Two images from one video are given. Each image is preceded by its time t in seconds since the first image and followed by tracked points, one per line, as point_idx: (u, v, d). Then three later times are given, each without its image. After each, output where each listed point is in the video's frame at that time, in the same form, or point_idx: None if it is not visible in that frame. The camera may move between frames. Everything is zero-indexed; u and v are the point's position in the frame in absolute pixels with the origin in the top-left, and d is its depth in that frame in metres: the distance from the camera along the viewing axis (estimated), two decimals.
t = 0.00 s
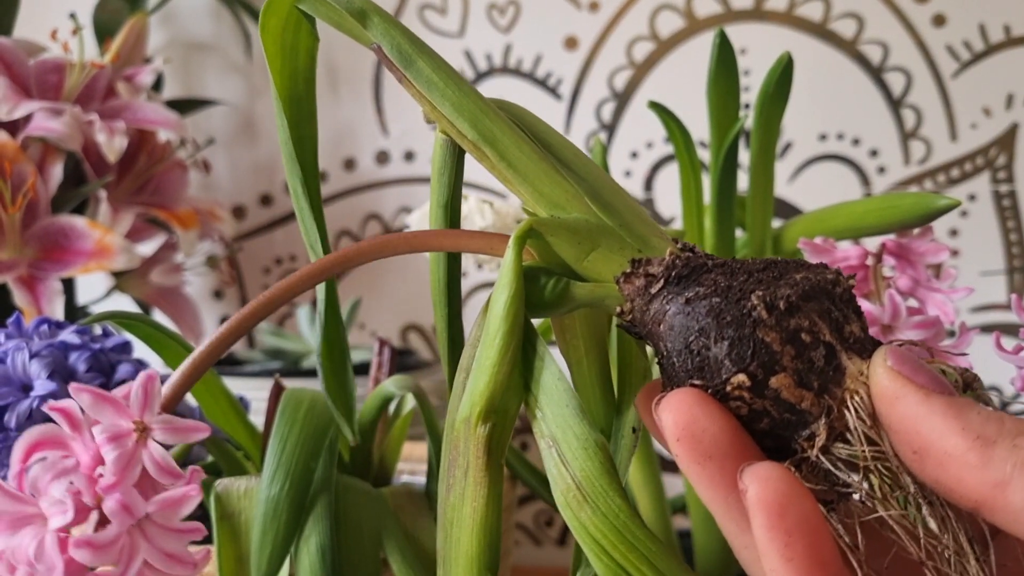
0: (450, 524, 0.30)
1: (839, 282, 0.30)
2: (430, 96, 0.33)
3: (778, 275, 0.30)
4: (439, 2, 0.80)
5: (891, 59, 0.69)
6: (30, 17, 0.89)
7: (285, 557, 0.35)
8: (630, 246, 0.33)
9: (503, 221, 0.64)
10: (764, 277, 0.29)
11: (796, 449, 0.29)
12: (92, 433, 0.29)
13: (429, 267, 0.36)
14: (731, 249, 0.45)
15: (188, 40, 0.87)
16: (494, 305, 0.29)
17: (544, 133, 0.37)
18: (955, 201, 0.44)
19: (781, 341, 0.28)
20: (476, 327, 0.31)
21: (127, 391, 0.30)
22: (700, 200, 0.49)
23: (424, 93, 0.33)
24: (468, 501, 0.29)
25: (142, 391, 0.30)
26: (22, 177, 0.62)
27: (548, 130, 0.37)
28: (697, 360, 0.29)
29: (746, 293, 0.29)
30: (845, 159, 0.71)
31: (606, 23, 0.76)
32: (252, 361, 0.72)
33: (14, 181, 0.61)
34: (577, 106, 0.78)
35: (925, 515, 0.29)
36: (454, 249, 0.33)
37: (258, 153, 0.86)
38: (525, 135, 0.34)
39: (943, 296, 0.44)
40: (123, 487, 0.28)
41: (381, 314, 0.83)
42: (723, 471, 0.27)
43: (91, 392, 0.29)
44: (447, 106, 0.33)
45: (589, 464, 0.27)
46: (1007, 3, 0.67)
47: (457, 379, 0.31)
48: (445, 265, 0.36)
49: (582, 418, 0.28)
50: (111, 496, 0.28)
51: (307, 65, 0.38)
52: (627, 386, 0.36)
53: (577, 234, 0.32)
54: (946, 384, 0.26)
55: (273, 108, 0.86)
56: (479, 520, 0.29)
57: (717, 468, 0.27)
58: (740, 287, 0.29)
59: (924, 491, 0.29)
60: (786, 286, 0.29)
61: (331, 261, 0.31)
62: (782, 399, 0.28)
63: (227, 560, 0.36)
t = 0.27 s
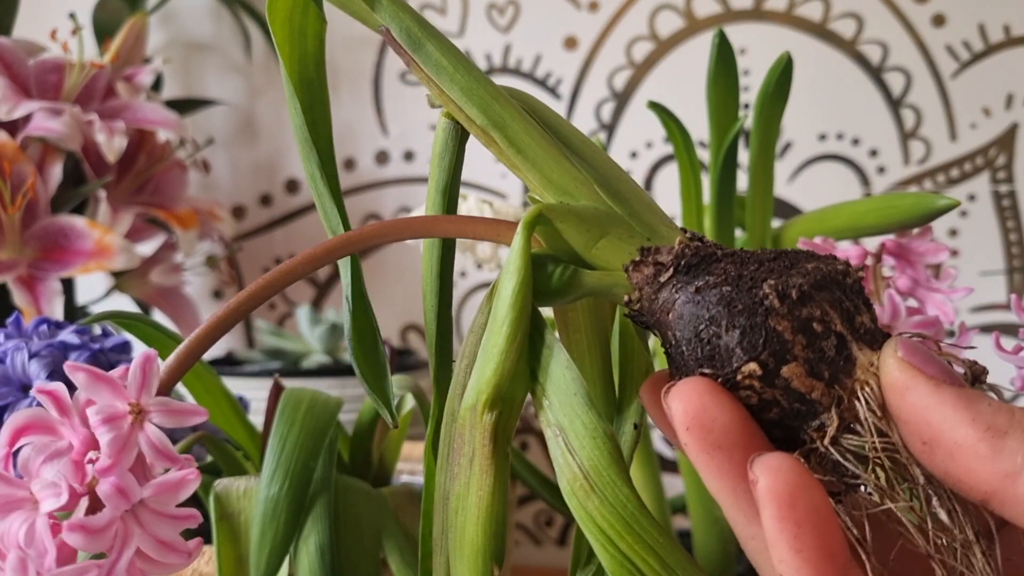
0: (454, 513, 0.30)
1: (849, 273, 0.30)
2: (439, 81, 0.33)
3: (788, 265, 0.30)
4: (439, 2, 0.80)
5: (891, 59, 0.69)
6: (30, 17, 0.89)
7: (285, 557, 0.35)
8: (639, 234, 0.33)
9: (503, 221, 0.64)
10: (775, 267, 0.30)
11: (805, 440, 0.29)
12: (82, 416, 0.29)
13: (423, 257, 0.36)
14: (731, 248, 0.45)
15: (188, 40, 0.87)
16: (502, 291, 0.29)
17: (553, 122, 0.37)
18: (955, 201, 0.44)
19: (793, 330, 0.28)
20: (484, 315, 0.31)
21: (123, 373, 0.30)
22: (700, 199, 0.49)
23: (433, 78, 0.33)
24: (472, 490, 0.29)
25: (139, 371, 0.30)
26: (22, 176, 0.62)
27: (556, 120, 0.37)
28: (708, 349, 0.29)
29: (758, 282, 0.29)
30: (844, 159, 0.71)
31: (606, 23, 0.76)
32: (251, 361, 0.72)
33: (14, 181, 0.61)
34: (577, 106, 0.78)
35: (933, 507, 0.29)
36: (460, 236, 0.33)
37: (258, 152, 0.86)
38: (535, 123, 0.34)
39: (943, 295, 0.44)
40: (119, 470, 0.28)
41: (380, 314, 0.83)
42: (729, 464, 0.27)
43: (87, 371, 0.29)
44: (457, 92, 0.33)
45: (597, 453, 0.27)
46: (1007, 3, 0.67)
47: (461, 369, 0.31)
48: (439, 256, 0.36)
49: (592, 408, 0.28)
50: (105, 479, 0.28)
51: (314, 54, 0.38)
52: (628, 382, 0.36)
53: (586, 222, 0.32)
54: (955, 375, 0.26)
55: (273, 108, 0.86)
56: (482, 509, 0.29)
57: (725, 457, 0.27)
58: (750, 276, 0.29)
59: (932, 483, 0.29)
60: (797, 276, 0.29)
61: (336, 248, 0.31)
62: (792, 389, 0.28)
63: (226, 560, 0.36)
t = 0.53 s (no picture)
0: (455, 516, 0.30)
1: (849, 278, 0.31)
2: (442, 86, 0.33)
3: (790, 269, 0.30)
4: (439, 2, 0.80)
5: (891, 59, 0.69)
6: (30, 17, 0.89)
7: (285, 557, 0.35)
8: (641, 238, 0.33)
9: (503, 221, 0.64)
10: (776, 271, 0.30)
11: (805, 444, 0.29)
12: (98, 426, 0.29)
13: (436, 262, 0.36)
14: (731, 248, 0.45)
15: (188, 40, 0.87)
16: (504, 296, 0.29)
17: (556, 127, 0.37)
18: (955, 201, 0.44)
19: (794, 335, 0.28)
20: (486, 318, 0.31)
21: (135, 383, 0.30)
22: (700, 199, 0.49)
23: (436, 83, 0.33)
24: (475, 493, 0.29)
25: (151, 383, 0.29)
26: (22, 177, 0.62)
27: (558, 125, 0.38)
28: (708, 352, 0.29)
29: (759, 286, 0.29)
30: (844, 159, 0.71)
31: (606, 23, 0.76)
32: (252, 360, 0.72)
33: (15, 181, 0.61)
34: (577, 106, 0.78)
35: (933, 511, 0.29)
36: (461, 240, 0.33)
37: (258, 152, 0.86)
38: (537, 128, 0.34)
39: (943, 295, 0.44)
40: (134, 481, 0.28)
41: (381, 314, 0.83)
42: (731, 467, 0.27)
43: (99, 385, 0.29)
44: (459, 96, 0.33)
45: (599, 456, 0.27)
46: (1007, 3, 0.67)
47: (463, 372, 0.31)
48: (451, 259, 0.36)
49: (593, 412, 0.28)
50: (121, 490, 0.28)
51: (313, 54, 0.37)
52: (630, 383, 0.36)
53: (588, 226, 0.32)
54: (955, 379, 0.26)
55: (273, 108, 0.86)
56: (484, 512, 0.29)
57: (727, 461, 0.27)
58: (752, 280, 0.29)
59: (933, 487, 0.29)
60: (798, 280, 0.29)
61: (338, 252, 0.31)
62: (793, 393, 0.28)
63: (227, 560, 0.36)
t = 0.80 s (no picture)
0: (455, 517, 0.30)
1: (850, 277, 0.30)
2: (441, 84, 0.33)
3: (790, 268, 0.30)
4: (439, 2, 0.80)
5: (891, 59, 0.69)
6: (30, 17, 0.89)
7: (285, 557, 0.35)
8: (641, 237, 0.33)
9: (503, 221, 0.64)
10: (776, 270, 0.30)
11: (805, 443, 0.29)
12: (89, 426, 0.29)
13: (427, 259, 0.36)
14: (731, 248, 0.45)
15: (188, 40, 0.87)
16: (503, 295, 0.29)
17: (556, 126, 0.37)
18: (956, 200, 0.44)
19: (794, 334, 0.28)
20: (485, 317, 0.31)
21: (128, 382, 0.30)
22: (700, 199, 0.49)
23: (435, 81, 0.33)
24: (476, 493, 0.29)
25: (146, 380, 0.30)
26: (22, 177, 0.62)
27: (558, 124, 0.37)
28: (708, 351, 0.29)
29: (759, 285, 0.29)
30: (844, 159, 0.71)
31: (606, 23, 0.76)
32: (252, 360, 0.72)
33: (15, 181, 0.61)
34: (577, 106, 0.78)
35: (934, 510, 0.29)
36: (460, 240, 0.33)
37: (259, 152, 0.86)
38: (537, 126, 0.34)
39: (944, 295, 0.44)
40: (127, 480, 0.28)
41: (381, 314, 0.83)
42: (732, 466, 0.27)
43: (93, 382, 0.29)
44: (459, 95, 0.33)
45: (599, 455, 0.27)
46: (1008, 3, 0.67)
47: (462, 372, 0.31)
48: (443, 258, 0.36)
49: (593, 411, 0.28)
50: (114, 489, 0.28)
51: (311, 52, 0.37)
52: (629, 383, 0.36)
53: (587, 225, 0.32)
54: (955, 378, 0.26)
55: (273, 108, 0.86)
56: (486, 513, 0.29)
57: (727, 461, 0.27)
58: (752, 280, 0.29)
59: (933, 487, 0.29)
60: (798, 279, 0.29)
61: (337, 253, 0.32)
62: (794, 392, 0.28)
63: (227, 560, 0.36)
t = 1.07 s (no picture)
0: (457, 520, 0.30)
1: (848, 281, 0.31)
2: (441, 90, 0.33)
3: (789, 272, 0.30)
4: (439, 2, 0.80)
5: (891, 59, 0.69)
6: (30, 17, 0.89)
7: (285, 557, 0.35)
8: (641, 242, 0.33)
9: (503, 221, 0.64)
10: (775, 275, 0.30)
11: (804, 447, 0.29)
12: (97, 429, 0.29)
13: (434, 265, 0.36)
14: (731, 249, 0.45)
15: (188, 40, 0.87)
16: (504, 300, 0.29)
17: (555, 130, 0.37)
18: (956, 200, 0.44)
19: (793, 338, 0.28)
20: (485, 322, 0.31)
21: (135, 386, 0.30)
22: (700, 199, 0.49)
23: (436, 88, 0.33)
24: (477, 497, 0.29)
25: (150, 385, 0.30)
26: (22, 176, 0.62)
27: (557, 128, 0.37)
28: (708, 356, 0.29)
29: (758, 290, 0.29)
30: (844, 159, 0.71)
31: (606, 22, 0.76)
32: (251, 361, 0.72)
33: (15, 181, 0.61)
34: (577, 106, 0.78)
35: (933, 513, 0.29)
36: (460, 244, 0.33)
37: (258, 152, 0.86)
38: (537, 131, 0.34)
39: (943, 295, 0.44)
40: (132, 484, 0.28)
41: (381, 314, 0.83)
42: (732, 469, 0.27)
43: (98, 388, 0.29)
44: (458, 100, 0.33)
45: (599, 459, 0.27)
46: (1008, 3, 0.67)
47: (463, 376, 0.31)
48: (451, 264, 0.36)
49: (593, 415, 0.28)
50: (119, 493, 0.28)
51: (311, 52, 0.37)
52: (630, 386, 0.36)
53: (587, 230, 0.32)
54: (954, 382, 0.26)
55: (273, 107, 0.86)
56: (488, 515, 0.29)
57: (727, 465, 0.27)
58: (751, 284, 0.29)
59: (932, 490, 0.29)
60: (796, 283, 0.29)
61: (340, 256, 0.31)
62: (793, 397, 0.28)
63: (227, 560, 0.36)
